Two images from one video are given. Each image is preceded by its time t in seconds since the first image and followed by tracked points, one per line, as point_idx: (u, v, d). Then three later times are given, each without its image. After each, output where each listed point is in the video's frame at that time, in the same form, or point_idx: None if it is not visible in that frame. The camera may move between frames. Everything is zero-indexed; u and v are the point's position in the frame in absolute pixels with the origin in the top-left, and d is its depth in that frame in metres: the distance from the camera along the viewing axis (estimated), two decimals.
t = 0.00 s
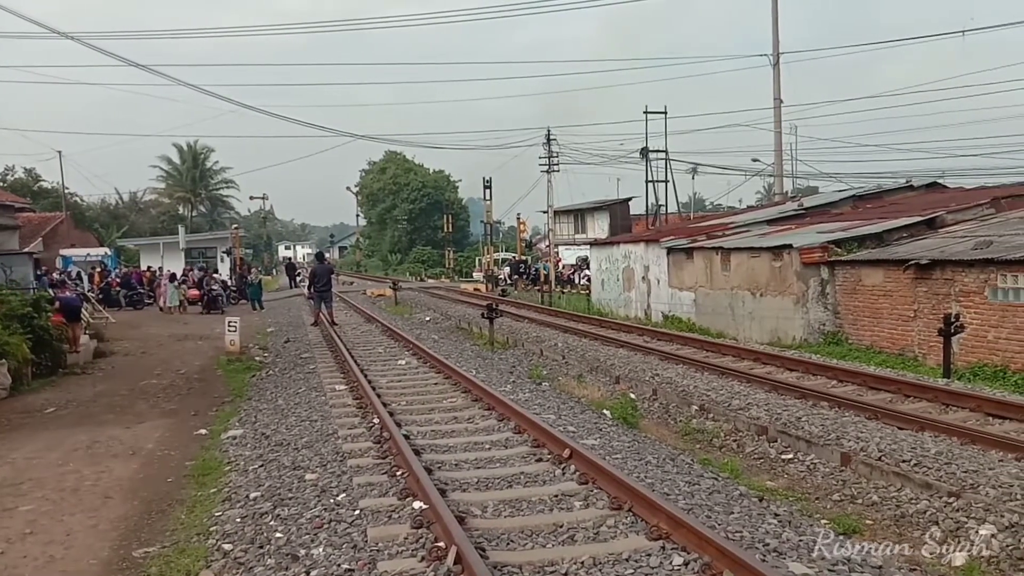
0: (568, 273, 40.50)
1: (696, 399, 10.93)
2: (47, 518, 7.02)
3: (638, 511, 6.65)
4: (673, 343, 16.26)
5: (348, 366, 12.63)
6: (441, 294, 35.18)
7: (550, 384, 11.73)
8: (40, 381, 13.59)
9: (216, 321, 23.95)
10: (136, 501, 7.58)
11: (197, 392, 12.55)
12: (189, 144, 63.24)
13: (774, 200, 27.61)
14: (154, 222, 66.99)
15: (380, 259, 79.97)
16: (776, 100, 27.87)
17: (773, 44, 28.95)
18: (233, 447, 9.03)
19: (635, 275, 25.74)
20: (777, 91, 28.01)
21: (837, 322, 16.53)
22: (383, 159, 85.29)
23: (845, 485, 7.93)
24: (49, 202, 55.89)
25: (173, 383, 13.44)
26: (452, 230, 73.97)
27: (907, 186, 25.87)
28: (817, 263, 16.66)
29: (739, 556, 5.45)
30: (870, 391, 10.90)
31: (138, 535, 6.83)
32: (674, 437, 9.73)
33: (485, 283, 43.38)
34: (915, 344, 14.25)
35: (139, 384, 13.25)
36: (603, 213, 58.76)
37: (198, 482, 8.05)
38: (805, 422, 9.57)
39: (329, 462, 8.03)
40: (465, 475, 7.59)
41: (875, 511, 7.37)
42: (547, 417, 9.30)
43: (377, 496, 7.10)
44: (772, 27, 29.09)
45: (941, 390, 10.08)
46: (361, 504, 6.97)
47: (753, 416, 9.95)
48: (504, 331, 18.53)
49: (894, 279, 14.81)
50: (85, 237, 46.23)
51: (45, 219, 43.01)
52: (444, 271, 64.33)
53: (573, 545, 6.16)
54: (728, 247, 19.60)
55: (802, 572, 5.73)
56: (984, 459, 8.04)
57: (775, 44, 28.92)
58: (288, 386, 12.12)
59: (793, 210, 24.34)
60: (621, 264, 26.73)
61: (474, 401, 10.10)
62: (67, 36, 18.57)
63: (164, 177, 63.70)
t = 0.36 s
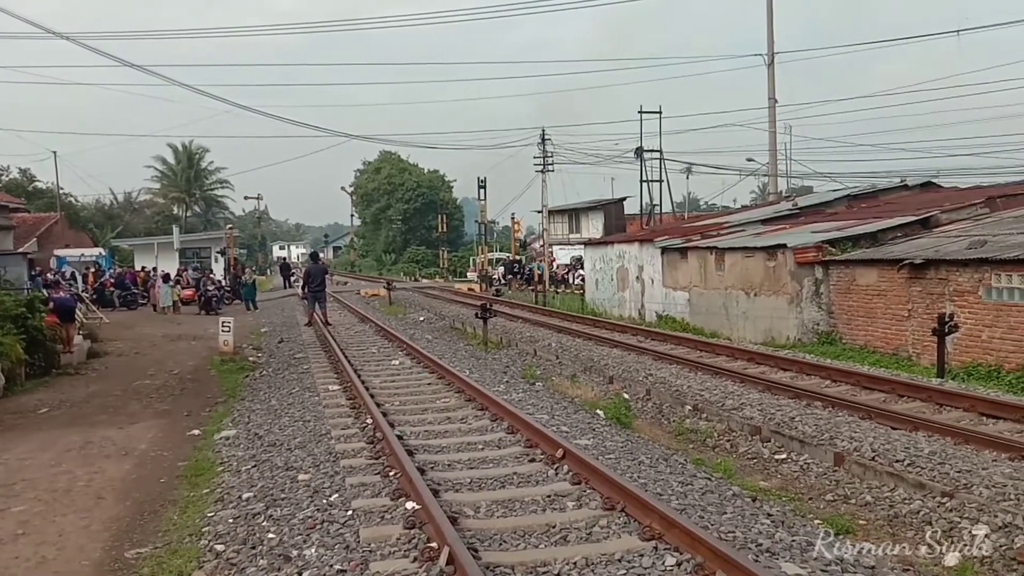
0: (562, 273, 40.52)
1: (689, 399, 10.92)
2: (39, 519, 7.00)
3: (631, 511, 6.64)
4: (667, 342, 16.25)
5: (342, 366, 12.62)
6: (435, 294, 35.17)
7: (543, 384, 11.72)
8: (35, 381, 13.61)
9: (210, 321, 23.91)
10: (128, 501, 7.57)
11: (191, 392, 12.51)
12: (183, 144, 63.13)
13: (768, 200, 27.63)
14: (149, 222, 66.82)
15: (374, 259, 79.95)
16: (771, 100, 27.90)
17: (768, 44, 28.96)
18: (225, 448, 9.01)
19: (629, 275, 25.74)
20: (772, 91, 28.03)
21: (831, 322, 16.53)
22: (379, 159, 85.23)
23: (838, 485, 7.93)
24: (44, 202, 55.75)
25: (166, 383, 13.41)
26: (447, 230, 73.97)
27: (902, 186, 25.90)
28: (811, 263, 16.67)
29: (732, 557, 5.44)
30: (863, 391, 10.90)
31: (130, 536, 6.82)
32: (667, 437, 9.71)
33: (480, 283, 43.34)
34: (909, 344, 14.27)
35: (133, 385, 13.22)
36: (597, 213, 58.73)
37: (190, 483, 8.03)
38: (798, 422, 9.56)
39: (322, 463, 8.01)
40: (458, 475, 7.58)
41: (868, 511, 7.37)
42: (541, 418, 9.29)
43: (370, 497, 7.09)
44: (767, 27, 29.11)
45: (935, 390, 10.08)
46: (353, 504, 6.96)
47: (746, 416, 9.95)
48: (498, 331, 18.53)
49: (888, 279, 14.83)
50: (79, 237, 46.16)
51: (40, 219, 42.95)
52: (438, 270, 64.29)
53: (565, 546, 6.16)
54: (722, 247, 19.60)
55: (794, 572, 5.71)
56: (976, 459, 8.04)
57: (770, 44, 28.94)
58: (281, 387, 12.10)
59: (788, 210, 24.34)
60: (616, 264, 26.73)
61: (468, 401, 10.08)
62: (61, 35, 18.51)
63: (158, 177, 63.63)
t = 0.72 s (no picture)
0: (559, 273, 40.52)
1: (683, 398, 10.93)
2: (34, 519, 7.05)
3: (624, 511, 6.65)
4: (664, 341, 16.25)
5: (338, 366, 12.66)
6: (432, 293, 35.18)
7: (539, 384, 11.75)
8: (32, 381, 13.63)
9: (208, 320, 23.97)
10: (122, 501, 7.61)
11: (187, 392, 12.54)
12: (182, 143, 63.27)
13: (765, 199, 27.59)
14: (147, 222, 66.82)
15: (372, 258, 80.02)
16: (769, 99, 27.88)
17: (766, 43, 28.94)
18: (220, 448, 9.03)
19: (626, 274, 25.75)
20: (769, 89, 28.01)
21: (827, 321, 16.54)
22: (377, 158, 85.28)
23: (832, 484, 7.93)
24: (42, 202, 55.81)
25: (162, 383, 13.44)
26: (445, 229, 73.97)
27: (901, 185, 25.87)
28: (806, 262, 16.67)
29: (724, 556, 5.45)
30: (858, 390, 10.90)
31: (123, 536, 6.86)
32: (662, 437, 9.71)
33: (476, 283, 43.33)
34: (905, 343, 14.27)
35: (129, 385, 13.25)
36: (595, 212, 58.66)
37: (184, 483, 8.06)
38: (793, 421, 9.57)
39: (316, 463, 8.04)
40: (452, 475, 7.60)
41: (862, 511, 7.36)
42: (535, 417, 9.31)
43: (362, 498, 7.12)
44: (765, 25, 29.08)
45: (930, 389, 10.08)
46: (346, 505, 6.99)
47: (741, 415, 9.96)
48: (494, 331, 18.56)
49: (884, 277, 14.83)
50: (77, 237, 46.20)
51: (38, 219, 43.03)
52: (435, 270, 64.25)
53: (557, 546, 6.18)
54: (718, 246, 19.60)
55: (786, 572, 5.69)
56: (971, 458, 8.04)
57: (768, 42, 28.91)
58: (277, 387, 12.12)
59: (785, 209, 24.33)
60: (613, 263, 26.73)
61: (463, 401, 10.09)
62: (59, 37, 18.56)
63: (156, 177, 63.76)
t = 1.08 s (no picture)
0: (558, 272, 40.59)
1: (680, 397, 10.93)
2: (30, 520, 7.11)
3: (617, 512, 6.66)
4: (662, 340, 16.24)
5: (335, 366, 12.70)
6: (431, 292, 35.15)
7: (536, 383, 11.77)
8: (31, 381, 13.64)
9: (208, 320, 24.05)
10: (119, 502, 7.68)
11: (185, 392, 12.58)
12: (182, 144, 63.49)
13: (765, 197, 27.53)
14: (147, 222, 66.91)
15: (372, 258, 80.16)
16: (768, 96, 27.81)
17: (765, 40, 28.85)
18: (216, 448, 9.08)
19: (625, 274, 25.73)
20: (768, 87, 27.93)
21: (825, 320, 16.54)
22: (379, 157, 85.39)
23: (828, 484, 7.91)
24: (43, 202, 55.94)
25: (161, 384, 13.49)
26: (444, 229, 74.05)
27: (900, 183, 25.82)
28: (805, 261, 16.65)
29: (715, 557, 5.45)
30: (855, 389, 10.88)
31: (119, 538, 6.93)
32: (659, 436, 9.70)
33: (476, 282, 43.33)
34: (903, 341, 14.24)
35: (129, 385, 13.31)
36: (594, 211, 58.58)
37: (181, 484, 8.12)
38: (789, 420, 9.56)
39: (312, 464, 8.08)
40: (447, 476, 7.64)
41: (857, 510, 7.33)
42: (531, 417, 9.32)
43: (357, 499, 7.16)
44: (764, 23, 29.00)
45: (927, 388, 10.06)
46: (340, 506, 7.03)
47: (737, 414, 9.95)
48: (492, 330, 18.58)
49: (882, 276, 14.80)
50: (78, 237, 46.31)
51: (39, 219, 43.15)
52: (434, 269, 64.10)
53: (549, 547, 6.19)
54: (716, 244, 19.58)
55: (778, 572, 5.66)
56: (966, 458, 8.03)
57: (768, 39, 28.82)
58: (274, 386, 12.16)
59: (783, 207, 24.30)
60: (612, 262, 26.71)
61: (459, 401, 10.11)
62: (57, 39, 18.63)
63: (157, 177, 64.03)
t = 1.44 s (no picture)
0: (560, 271, 40.65)
1: (681, 397, 10.90)
2: (28, 522, 7.20)
3: (611, 512, 6.66)
4: (663, 340, 16.21)
5: (335, 366, 12.75)
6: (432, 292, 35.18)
7: (536, 383, 11.78)
8: (32, 381, 13.66)
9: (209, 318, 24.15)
10: (116, 504, 7.76)
11: (186, 393, 12.65)
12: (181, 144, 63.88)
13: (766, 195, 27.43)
14: (149, 223, 67.17)
15: (374, 258, 80.27)
16: (768, 94, 27.73)
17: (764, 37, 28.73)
18: (215, 449, 9.13)
19: (626, 273, 25.68)
20: (767, 85, 27.80)
21: (828, 318, 16.45)
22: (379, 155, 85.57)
23: (826, 484, 7.88)
24: (44, 203, 56.23)
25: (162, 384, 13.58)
26: (445, 228, 74.16)
27: (902, 181, 25.74)
28: (805, 259, 16.53)
29: (706, 557, 5.44)
30: (856, 388, 10.82)
31: (115, 539, 7.02)
32: (659, 436, 9.68)
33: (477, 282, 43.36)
34: (906, 340, 14.16)
35: (130, 386, 13.40)
36: (595, 210, 58.49)
37: (179, 485, 8.19)
38: (789, 420, 9.53)
39: (309, 464, 8.12)
40: (444, 476, 7.65)
41: (855, 510, 7.29)
42: (529, 418, 9.32)
43: (353, 499, 7.19)
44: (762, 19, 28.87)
45: (927, 387, 10.00)
46: (336, 506, 7.07)
47: (737, 414, 9.92)
48: (493, 330, 18.57)
49: (883, 275, 14.73)
50: (80, 238, 46.57)
51: (41, 220, 43.42)
52: (437, 268, 64.15)
53: (544, 547, 6.19)
54: (717, 243, 19.49)
55: (770, 572, 5.64)
56: (964, 457, 7.98)
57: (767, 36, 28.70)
58: (275, 387, 12.20)
59: (783, 206, 24.17)
60: (612, 261, 26.66)
61: (458, 401, 10.12)
62: (56, 41, 18.75)
63: (160, 178, 64.78)
